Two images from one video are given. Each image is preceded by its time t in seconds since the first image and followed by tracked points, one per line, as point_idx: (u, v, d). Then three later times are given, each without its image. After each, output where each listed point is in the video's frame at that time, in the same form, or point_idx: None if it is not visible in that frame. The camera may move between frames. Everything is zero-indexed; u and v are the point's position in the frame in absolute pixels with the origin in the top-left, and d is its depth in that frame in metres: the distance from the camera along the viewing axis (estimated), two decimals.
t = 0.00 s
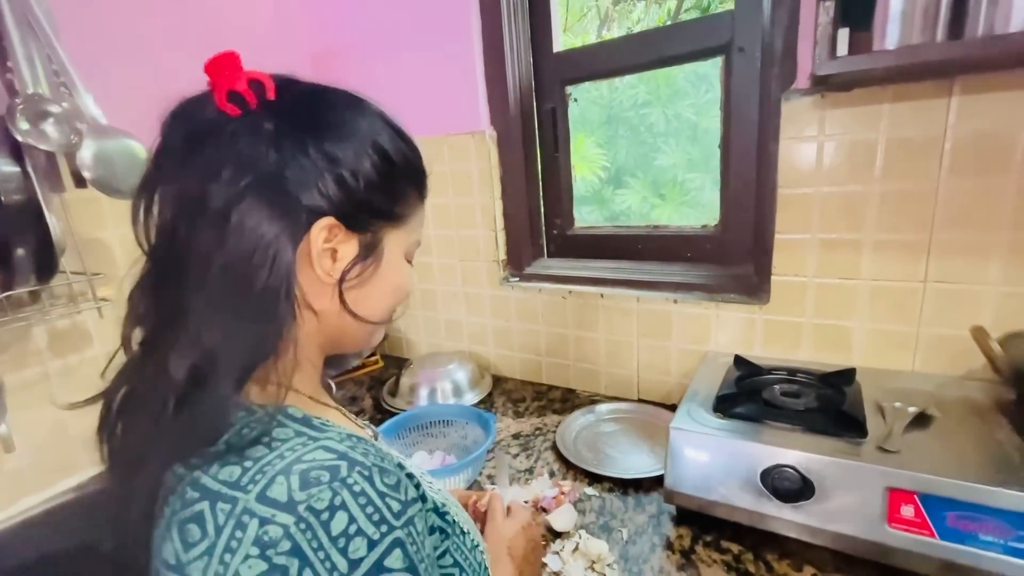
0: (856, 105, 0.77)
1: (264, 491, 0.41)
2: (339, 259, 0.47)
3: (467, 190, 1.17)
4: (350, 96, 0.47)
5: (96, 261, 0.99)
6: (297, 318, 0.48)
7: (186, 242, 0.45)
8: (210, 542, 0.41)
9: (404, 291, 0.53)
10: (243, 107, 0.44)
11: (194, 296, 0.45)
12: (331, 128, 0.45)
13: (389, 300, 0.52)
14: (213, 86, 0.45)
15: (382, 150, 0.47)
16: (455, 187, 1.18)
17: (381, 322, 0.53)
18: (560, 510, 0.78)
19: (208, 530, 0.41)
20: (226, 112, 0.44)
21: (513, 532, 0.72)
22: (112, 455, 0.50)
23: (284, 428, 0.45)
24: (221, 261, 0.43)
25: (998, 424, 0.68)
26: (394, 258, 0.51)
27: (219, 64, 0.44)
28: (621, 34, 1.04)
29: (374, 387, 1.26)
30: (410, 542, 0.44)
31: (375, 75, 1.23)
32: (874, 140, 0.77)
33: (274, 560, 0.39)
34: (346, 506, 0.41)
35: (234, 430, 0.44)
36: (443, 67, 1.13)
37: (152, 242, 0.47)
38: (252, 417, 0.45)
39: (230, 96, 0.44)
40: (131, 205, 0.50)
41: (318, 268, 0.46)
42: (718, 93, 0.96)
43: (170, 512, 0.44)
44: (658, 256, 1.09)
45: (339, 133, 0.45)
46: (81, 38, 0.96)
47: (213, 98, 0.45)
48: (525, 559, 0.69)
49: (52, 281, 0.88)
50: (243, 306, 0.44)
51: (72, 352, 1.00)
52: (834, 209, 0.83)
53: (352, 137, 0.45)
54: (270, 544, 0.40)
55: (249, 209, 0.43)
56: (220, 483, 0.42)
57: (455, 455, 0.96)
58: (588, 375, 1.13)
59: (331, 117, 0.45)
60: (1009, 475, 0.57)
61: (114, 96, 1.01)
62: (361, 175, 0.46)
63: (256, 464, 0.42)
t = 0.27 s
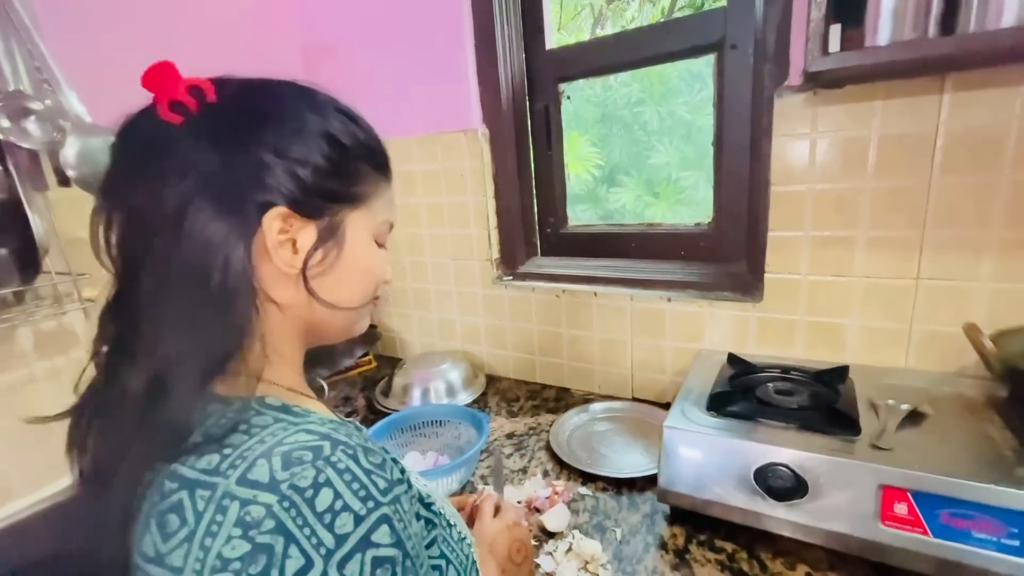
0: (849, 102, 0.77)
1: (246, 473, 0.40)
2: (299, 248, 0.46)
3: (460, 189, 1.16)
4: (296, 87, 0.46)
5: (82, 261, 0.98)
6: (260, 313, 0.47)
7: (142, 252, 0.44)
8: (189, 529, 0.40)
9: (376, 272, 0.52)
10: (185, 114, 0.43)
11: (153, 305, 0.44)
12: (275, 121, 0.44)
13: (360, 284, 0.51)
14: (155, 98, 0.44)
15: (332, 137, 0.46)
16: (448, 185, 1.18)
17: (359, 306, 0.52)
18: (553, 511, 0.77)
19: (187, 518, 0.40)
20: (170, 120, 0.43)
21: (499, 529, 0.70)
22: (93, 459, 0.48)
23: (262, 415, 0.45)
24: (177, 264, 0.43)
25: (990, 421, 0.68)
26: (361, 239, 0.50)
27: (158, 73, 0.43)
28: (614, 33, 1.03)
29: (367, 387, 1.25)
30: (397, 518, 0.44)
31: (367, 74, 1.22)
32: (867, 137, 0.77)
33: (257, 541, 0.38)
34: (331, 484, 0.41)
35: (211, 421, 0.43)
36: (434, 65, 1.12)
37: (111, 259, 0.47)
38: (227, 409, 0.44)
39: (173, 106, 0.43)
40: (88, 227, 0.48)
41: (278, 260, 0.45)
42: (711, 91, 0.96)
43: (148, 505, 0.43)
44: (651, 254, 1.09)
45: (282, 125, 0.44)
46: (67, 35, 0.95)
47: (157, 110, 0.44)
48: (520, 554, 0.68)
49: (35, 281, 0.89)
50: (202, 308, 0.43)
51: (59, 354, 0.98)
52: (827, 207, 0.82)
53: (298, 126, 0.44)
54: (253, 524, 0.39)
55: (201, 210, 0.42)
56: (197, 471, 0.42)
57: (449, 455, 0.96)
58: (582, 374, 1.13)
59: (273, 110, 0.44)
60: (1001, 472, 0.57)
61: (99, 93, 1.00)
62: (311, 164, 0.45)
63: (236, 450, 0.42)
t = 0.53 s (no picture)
0: (843, 100, 0.77)
1: (218, 483, 0.40)
2: (278, 252, 0.45)
3: (454, 188, 1.16)
4: (285, 86, 0.46)
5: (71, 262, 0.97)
6: (236, 315, 0.46)
7: (117, 248, 0.43)
8: (161, 540, 0.40)
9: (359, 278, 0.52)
10: (167, 109, 0.43)
11: (128, 301, 0.44)
12: (259, 119, 0.43)
13: (341, 291, 0.51)
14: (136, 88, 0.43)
15: (317, 139, 0.46)
16: (441, 185, 1.17)
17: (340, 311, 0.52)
18: (548, 512, 0.77)
19: (160, 528, 0.40)
20: (151, 112, 0.43)
21: (490, 531, 0.70)
22: (78, 462, 0.48)
23: (240, 420, 0.44)
24: (156, 265, 0.42)
25: (984, 419, 0.68)
26: (345, 247, 0.49)
27: (141, 64, 0.43)
28: (609, 31, 1.02)
29: (361, 388, 1.25)
30: (375, 529, 0.43)
31: (359, 73, 1.21)
32: (861, 135, 0.77)
33: (228, 552, 0.38)
34: (305, 494, 0.41)
35: (187, 427, 0.43)
36: (427, 64, 1.12)
37: (84, 252, 0.46)
38: (204, 414, 0.44)
39: (156, 98, 0.43)
40: (59, 215, 0.48)
41: (256, 263, 0.44)
42: (705, 90, 0.96)
43: (123, 514, 0.43)
44: (646, 254, 1.08)
45: (266, 124, 0.43)
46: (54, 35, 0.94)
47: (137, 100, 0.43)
48: (512, 556, 0.68)
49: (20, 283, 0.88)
50: (178, 308, 0.43)
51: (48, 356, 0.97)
52: (822, 205, 0.82)
53: (283, 127, 0.44)
54: (224, 536, 0.39)
55: (177, 209, 0.42)
56: (171, 480, 0.41)
57: (443, 455, 0.95)
58: (577, 374, 1.12)
59: (258, 108, 0.44)
60: (995, 470, 0.57)
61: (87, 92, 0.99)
62: (294, 166, 0.44)
63: (210, 458, 0.41)
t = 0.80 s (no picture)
0: (840, 98, 0.77)
1: (214, 488, 0.40)
2: (275, 255, 0.45)
3: (452, 188, 1.15)
4: (294, 88, 0.45)
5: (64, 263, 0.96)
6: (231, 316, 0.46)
7: (111, 236, 0.43)
8: (156, 544, 0.40)
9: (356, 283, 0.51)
10: (163, 99, 0.42)
11: (124, 291, 0.43)
12: (262, 117, 0.42)
13: (338, 298, 0.50)
14: (135, 74, 0.43)
15: (322, 141, 0.45)
16: (439, 184, 1.16)
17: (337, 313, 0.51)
18: (547, 512, 0.77)
19: (155, 532, 0.40)
20: (150, 98, 0.42)
21: (506, 537, 0.69)
22: (75, 465, 0.47)
23: (237, 424, 0.44)
24: (153, 261, 0.42)
25: (983, 418, 0.68)
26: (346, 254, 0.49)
27: (142, 47, 0.42)
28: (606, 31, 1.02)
29: (359, 389, 1.24)
30: (370, 536, 0.43)
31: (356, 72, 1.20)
32: (859, 134, 0.77)
33: (222, 559, 0.38)
34: (300, 500, 0.40)
35: (184, 430, 0.43)
36: (424, 63, 1.11)
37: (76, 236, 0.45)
38: (201, 417, 0.44)
39: (154, 83, 0.42)
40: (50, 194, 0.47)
41: (251, 266, 0.44)
42: (703, 89, 0.95)
43: (116, 518, 0.43)
44: (645, 253, 1.08)
45: (268, 119, 0.43)
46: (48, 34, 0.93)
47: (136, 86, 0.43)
48: (531, 561, 0.66)
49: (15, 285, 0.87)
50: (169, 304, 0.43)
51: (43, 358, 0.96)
52: (819, 204, 0.82)
53: (285, 126, 0.43)
54: (219, 542, 0.39)
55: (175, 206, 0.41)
56: (166, 483, 0.41)
57: (443, 456, 0.95)
58: (575, 373, 1.12)
59: (263, 106, 0.43)
60: (995, 468, 0.57)
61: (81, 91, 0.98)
62: (295, 168, 0.43)
63: (206, 462, 0.41)
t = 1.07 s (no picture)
0: (836, 99, 0.77)
1: (216, 477, 0.40)
2: (254, 256, 0.44)
3: (449, 188, 1.15)
4: (275, 93, 0.44)
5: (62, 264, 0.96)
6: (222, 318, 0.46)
7: (102, 239, 0.44)
8: (159, 532, 0.40)
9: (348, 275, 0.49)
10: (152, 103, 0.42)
11: (114, 292, 0.44)
12: (232, 118, 0.42)
13: (327, 296, 0.49)
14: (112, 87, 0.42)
15: (297, 139, 0.44)
16: (436, 185, 1.17)
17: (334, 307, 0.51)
18: (544, 512, 0.76)
19: (159, 520, 0.41)
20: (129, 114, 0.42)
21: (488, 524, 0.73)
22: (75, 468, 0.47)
23: (240, 416, 0.44)
24: (145, 265, 0.43)
25: (978, 417, 0.68)
26: (333, 251, 0.47)
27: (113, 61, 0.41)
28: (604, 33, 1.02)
29: (357, 389, 1.24)
30: (367, 527, 0.43)
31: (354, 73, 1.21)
32: (854, 135, 0.77)
33: (223, 546, 0.39)
34: (298, 490, 0.40)
35: (190, 424, 0.43)
36: (422, 64, 1.11)
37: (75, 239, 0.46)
38: (205, 411, 0.44)
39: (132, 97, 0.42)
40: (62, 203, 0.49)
41: (233, 270, 0.44)
42: (700, 89, 0.96)
43: (122, 507, 0.43)
44: (642, 254, 1.08)
45: (246, 126, 0.42)
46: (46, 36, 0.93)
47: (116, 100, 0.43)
48: (517, 546, 0.72)
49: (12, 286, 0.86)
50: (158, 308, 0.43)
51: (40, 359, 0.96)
52: (815, 204, 0.83)
53: (265, 136, 0.43)
54: (219, 529, 0.39)
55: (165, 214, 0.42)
56: (171, 473, 0.42)
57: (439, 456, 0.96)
58: (573, 374, 1.12)
59: (242, 111, 0.42)
60: (990, 467, 0.57)
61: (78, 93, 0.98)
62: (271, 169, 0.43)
63: (210, 452, 0.42)
